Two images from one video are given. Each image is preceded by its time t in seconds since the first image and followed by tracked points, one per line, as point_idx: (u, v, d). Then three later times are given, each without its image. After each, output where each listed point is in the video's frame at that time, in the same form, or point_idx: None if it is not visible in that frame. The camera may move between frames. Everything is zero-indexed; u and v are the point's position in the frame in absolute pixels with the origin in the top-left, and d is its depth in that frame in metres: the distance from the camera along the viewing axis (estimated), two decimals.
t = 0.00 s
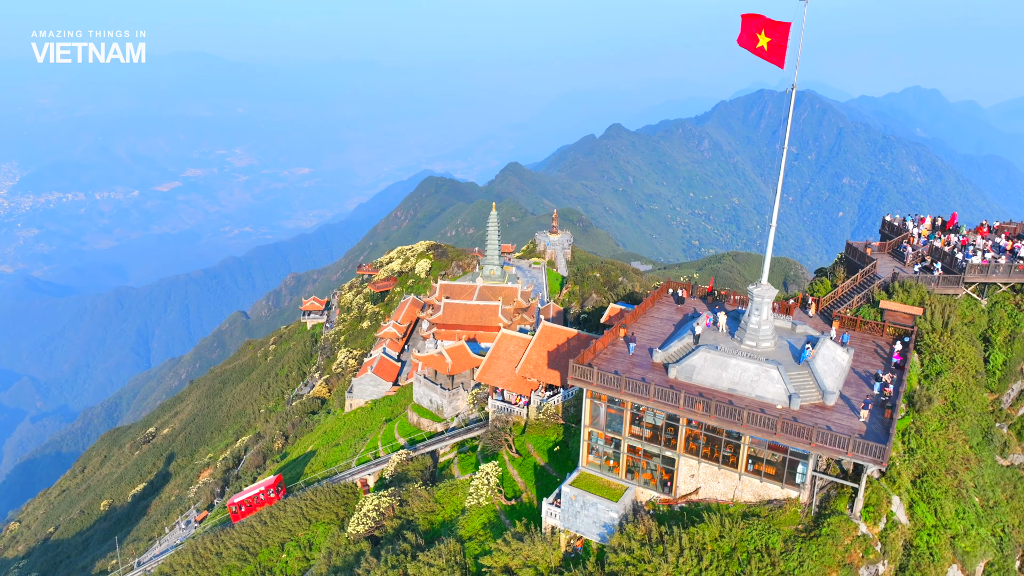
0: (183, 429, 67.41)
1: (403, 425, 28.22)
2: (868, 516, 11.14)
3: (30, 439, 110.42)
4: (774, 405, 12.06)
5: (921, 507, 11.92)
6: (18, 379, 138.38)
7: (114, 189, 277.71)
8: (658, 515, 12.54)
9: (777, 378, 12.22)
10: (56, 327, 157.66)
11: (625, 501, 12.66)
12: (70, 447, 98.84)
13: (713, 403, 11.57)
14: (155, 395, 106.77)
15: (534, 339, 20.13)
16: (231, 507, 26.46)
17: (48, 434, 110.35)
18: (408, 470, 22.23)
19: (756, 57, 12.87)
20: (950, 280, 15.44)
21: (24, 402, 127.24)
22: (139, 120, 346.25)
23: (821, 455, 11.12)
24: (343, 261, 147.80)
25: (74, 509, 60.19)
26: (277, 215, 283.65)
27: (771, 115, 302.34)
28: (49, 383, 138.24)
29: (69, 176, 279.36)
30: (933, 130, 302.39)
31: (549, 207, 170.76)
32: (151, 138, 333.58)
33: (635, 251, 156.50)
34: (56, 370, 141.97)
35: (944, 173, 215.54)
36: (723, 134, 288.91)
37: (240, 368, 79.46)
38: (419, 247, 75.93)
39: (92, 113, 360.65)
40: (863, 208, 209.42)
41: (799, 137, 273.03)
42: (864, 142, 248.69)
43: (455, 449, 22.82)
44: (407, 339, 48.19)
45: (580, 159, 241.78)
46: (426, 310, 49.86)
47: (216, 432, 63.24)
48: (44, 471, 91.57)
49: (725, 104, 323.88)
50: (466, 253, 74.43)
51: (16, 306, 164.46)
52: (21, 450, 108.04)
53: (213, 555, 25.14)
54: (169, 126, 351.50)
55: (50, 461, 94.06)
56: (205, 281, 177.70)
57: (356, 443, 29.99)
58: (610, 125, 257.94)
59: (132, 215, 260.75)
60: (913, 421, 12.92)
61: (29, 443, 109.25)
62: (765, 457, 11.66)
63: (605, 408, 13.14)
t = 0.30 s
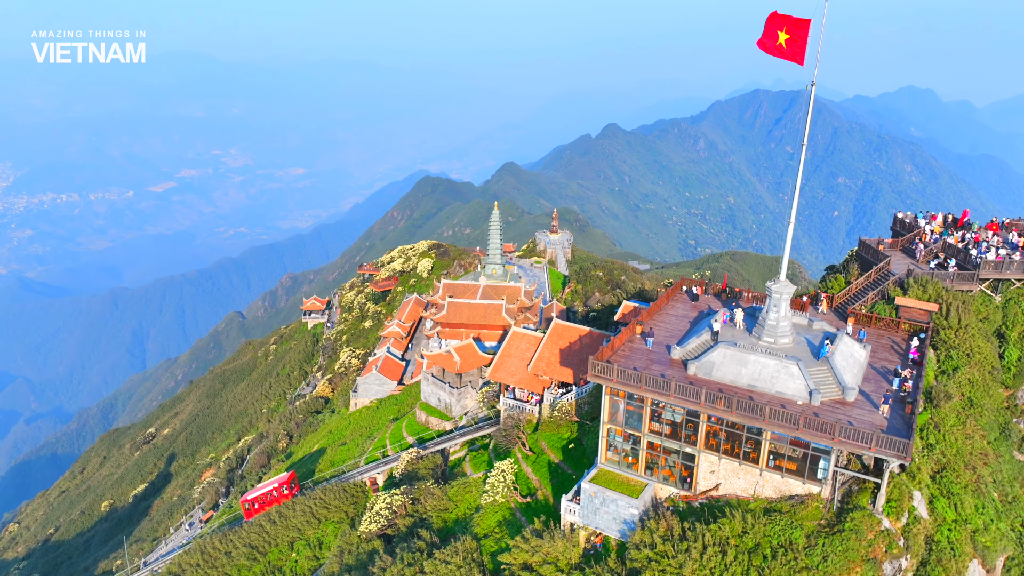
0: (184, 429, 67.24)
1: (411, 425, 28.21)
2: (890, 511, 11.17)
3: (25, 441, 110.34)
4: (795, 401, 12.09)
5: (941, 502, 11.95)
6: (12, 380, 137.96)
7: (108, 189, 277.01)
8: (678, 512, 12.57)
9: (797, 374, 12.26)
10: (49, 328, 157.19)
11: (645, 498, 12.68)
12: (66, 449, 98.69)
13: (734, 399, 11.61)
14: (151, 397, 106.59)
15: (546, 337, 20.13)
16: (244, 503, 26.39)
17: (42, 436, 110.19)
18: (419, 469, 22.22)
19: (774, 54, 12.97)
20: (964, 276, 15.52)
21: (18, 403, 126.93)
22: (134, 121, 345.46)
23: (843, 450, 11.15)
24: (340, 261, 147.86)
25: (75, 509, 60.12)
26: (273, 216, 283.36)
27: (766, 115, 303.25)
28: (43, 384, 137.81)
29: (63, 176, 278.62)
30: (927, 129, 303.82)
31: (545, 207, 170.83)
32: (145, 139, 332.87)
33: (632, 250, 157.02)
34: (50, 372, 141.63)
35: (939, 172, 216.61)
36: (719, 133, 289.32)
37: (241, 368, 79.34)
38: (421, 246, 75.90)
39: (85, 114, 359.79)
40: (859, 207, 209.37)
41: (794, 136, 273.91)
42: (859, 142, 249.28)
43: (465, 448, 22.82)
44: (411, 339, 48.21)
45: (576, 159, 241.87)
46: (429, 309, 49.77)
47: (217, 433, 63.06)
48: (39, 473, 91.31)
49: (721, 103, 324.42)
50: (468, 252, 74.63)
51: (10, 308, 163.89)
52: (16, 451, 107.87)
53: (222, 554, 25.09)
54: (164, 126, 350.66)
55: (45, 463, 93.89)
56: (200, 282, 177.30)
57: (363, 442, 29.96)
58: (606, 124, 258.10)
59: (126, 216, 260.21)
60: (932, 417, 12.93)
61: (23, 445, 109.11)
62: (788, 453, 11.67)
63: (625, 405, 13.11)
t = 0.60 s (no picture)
0: (184, 429, 67.04)
1: (419, 423, 28.17)
2: (912, 505, 11.23)
3: (19, 442, 110.30)
4: (814, 395, 12.13)
5: (961, 497, 11.98)
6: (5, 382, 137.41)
7: (101, 190, 275.92)
8: (698, 508, 12.56)
9: (816, 369, 12.25)
10: (43, 329, 156.84)
11: (665, 494, 12.70)
12: (60, 450, 98.50)
13: (754, 395, 11.64)
14: (146, 398, 106.37)
15: (558, 334, 20.12)
16: (258, 499, 26.39)
17: (37, 438, 110.03)
18: (429, 467, 22.20)
19: (792, 49, 12.97)
20: (977, 272, 15.62)
21: (12, 405, 126.52)
22: (128, 121, 344.13)
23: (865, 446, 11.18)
24: (335, 261, 147.92)
25: (75, 510, 60.05)
26: (268, 216, 282.65)
27: (761, 114, 303.60)
28: (36, 386, 137.31)
29: (56, 177, 277.59)
30: (920, 129, 305.48)
31: (541, 207, 170.86)
32: (139, 139, 332.18)
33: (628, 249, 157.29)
34: (45, 373, 141.24)
35: (932, 172, 218.21)
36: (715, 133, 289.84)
37: (240, 368, 79.22)
38: (421, 245, 75.90)
39: (79, 115, 358.92)
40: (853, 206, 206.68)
41: (789, 136, 275.13)
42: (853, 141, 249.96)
43: (475, 446, 22.83)
44: (415, 337, 48.20)
45: (570, 158, 242.04)
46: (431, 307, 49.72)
47: (217, 433, 62.88)
48: (33, 475, 91.14)
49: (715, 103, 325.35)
50: (468, 251, 74.80)
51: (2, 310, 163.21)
52: (9, 453, 107.60)
53: (230, 554, 25.02)
54: (158, 127, 349.38)
55: (39, 464, 93.71)
56: (194, 282, 176.77)
57: (371, 441, 29.93)
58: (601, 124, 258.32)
59: (120, 216, 259.61)
60: (948, 411, 13.02)
61: (18, 447, 108.94)
62: (808, 448, 11.70)
63: (643, 401, 13.10)
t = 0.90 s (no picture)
0: (184, 429, 66.78)
1: (426, 421, 28.17)
2: (933, 498, 11.27)
3: (13, 444, 109.97)
4: (835, 390, 12.15)
5: (979, 491, 12.05)
6: None
7: (94, 191, 274.70)
8: (718, 503, 12.57)
9: (836, 364, 12.30)
10: (36, 331, 156.12)
11: (684, 489, 12.72)
12: (54, 452, 98.15)
13: (776, 390, 11.65)
14: (141, 399, 105.94)
15: (569, 332, 20.10)
16: (271, 496, 26.18)
17: (30, 439, 109.74)
18: (439, 465, 22.16)
19: (809, 41, 12.95)
20: (991, 267, 15.63)
21: (4, 406, 126.12)
22: (121, 121, 342.51)
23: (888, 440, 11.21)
24: (331, 261, 147.88)
25: (74, 511, 59.72)
26: (262, 216, 282.03)
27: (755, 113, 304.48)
28: (29, 388, 136.69)
29: (48, 178, 276.29)
30: (913, 128, 307.44)
31: (537, 206, 170.83)
32: (132, 140, 330.88)
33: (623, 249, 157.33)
34: (38, 374, 140.48)
35: (925, 171, 219.78)
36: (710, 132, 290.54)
37: (239, 368, 78.96)
38: (422, 244, 75.85)
39: (72, 116, 357.49)
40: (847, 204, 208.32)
41: (783, 135, 276.10)
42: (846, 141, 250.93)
43: (484, 444, 22.85)
44: (418, 336, 48.24)
45: (566, 158, 241.97)
46: (434, 306, 49.76)
47: (217, 433, 62.56)
48: (26, 477, 90.92)
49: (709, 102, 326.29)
50: (469, 251, 75.03)
51: None
52: (3, 455, 107.27)
53: (238, 553, 24.96)
54: (150, 127, 347.83)
55: (32, 467, 93.26)
56: (188, 283, 176.07)
57: (377, 440, 29.87)
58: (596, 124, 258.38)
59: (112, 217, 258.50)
60: (967, 406, 13.04)
61: (11, 449, 108.61)
62: (829, 443, 11.72)
63: (662, 397, 13.11)
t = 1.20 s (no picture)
0: (183, 430, 66.53)
1: (433, 419, 28.18)
2: (955, 491, 11.33)
3: (6, 446, 109.75)
4: (854, 384, 12.19)
5: (1000, 484, 12.05)
6: None
7: (87, 191, 273.68)
8: (738, 497, 12.59)
9: (854, 359, 12.33)
10: (28, 332, 155.60)
11: (704, 483, 12.74)
12: (48, 454, 97.99)
13: (796, 385, 11.69)
14: (135, 400, 105.64)
15: (580, 329, 20.13)
16: (283, 492, 26.12)
17: (24, 441, 109.56)
18: (449, 463, 22.14)
19: (827, 37, 12.92)
20: (1005, 263, 15.64)
21: None
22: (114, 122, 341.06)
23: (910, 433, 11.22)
24: (325, 261, 147.92)
25: (73, 512, 59.48)
26: (256, 217, 281.52)
27: (749, 113, 305.32)
28: (21, 389, 136.15)
29: (41, 179, 275.15)
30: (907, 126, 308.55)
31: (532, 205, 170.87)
32: (125, 140, 329.77)
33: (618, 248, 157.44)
34: (30, 376, 139.51)
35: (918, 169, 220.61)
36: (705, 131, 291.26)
37: (238, 368, 78.81)
38: (423, 243, 75.75)
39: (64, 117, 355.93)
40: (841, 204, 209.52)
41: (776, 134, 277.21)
42: (840, 140, 251.86)
43: (494, 441, 22.86)
44: (422, 335, 48.35)
45: (562, 158, 242.07)
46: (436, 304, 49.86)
47: (218, 433, 62.33)
48: (18, 479, 90.77)
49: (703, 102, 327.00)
50: (469, 250, 75.18)
51: None
52: None
53: (247, 552, 24.85)
54: (143, 127, 346.46)
55: (25, 470, 93.11)
56: (182, 284, 175.52)
57: (384, 438, 29.83)
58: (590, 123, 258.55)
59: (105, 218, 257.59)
60: (984, 400, 13.04)
61: (4, 451, 108.37)
62: (849, 437, 11.76)
63: (680, 393, 13.12)
